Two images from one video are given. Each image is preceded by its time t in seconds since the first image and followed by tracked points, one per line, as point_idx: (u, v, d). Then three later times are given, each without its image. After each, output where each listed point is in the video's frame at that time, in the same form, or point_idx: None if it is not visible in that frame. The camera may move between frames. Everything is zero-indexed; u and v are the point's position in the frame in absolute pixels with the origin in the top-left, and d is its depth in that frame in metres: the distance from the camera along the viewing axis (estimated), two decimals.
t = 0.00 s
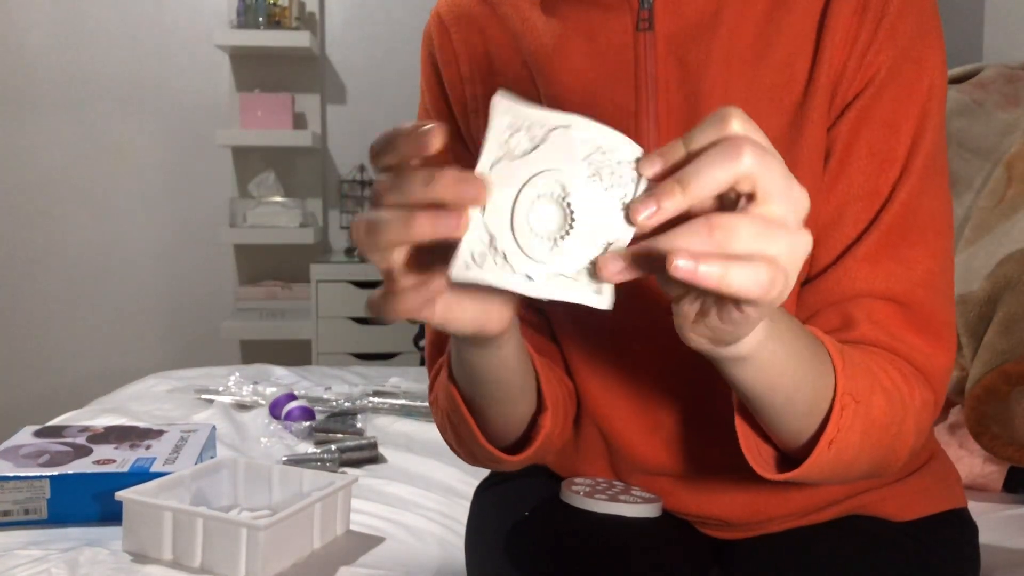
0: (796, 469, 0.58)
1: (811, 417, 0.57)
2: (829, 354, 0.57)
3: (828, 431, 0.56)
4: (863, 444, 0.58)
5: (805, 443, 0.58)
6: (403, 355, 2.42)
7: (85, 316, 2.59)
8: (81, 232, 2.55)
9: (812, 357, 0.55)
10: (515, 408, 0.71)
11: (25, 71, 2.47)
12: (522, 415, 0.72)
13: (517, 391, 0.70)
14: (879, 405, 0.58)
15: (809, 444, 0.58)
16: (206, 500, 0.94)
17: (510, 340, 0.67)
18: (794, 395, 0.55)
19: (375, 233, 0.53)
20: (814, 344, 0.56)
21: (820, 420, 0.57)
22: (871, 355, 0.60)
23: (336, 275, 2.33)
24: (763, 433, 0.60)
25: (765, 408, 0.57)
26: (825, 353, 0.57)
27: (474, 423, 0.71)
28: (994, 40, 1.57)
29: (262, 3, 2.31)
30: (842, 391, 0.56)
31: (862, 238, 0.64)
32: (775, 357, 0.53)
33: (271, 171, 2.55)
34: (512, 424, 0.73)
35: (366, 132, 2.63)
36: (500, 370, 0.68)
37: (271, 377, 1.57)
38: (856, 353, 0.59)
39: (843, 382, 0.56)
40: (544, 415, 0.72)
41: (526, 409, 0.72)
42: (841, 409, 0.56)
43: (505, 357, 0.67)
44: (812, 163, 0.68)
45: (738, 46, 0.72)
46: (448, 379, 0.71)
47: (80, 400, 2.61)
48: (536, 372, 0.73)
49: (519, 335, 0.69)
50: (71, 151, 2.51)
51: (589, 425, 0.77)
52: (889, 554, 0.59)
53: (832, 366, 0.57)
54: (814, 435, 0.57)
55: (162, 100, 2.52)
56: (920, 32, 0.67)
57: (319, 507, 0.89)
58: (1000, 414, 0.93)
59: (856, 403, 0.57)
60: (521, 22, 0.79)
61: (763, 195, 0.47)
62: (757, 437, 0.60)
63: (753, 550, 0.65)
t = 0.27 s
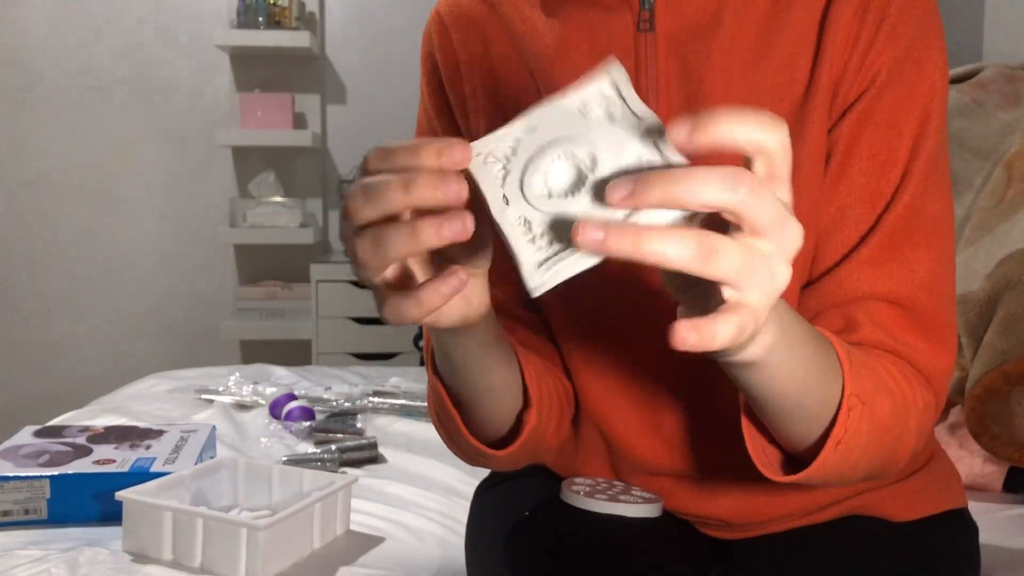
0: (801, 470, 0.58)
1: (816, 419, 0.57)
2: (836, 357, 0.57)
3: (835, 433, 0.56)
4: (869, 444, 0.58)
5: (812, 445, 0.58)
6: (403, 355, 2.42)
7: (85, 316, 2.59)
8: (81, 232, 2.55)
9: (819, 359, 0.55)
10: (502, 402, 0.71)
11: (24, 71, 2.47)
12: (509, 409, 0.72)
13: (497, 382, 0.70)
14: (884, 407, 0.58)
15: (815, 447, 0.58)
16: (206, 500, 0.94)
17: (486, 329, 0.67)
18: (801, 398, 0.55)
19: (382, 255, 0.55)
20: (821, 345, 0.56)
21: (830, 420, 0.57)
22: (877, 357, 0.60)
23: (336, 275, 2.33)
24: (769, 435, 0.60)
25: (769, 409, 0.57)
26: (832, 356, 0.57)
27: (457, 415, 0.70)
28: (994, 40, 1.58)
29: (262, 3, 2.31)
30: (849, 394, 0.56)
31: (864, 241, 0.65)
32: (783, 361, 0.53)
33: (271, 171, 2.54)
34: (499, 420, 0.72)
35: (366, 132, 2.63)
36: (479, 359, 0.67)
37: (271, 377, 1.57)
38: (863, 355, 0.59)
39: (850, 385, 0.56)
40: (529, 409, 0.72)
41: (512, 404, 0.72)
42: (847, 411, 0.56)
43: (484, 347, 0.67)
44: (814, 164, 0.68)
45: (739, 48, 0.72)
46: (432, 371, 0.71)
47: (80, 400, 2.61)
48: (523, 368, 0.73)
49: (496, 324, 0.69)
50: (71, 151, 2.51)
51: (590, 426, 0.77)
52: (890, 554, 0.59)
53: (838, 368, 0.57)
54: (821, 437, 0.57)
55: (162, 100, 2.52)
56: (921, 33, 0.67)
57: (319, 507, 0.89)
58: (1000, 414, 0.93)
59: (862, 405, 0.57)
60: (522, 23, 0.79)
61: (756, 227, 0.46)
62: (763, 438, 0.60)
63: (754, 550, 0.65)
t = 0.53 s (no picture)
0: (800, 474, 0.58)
1: (815, 422, 0.57)
2: (831, 359, 0.57)
3: (831, 435, 0.56)
4: (868, 445, 0.58)
5: (810, 447, 0.58)
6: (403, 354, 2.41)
7: (85, 316, 2.59)
8: (81, 231, 2.55)
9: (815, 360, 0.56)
10: (512, 405, 0.72)
11: (24, 71, 2.47)
12: (520, 411, 0.72)
13: (513, 385, 0.71)
14: (881, 410, 0.58)
15: (813, 450, 0.58)
16: (206, 500, 0.94)
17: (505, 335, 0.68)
18: (797, 401, 0.56)
19: (367, 267, 0.55)
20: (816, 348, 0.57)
21: (823, 427, 0.57)
22: (874, 359, 0.60)
23: (336, 275, 2.33)
24: (765, 437, 0.60)
25: (767, 413, 0.57)
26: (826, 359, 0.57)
27: (470, 417, 0.71)
28: (994, 40, 1.58)
29: (262, 3, 2.31)
30: (845, 397, 0.56)
31: (865, 242, 0.64)
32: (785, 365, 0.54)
33: (271, 171, 2.54)
34: (509, 422, 0.73)
35: (366, 132, 2.63)
36: (496, 362, 0.68)
37: (271, 377, 1.57)
38: (858, 358, 0.59)
39: (846, 389, 0.56)
40: (541, 411, 0.72)
41: (523, 407, 0.73)
42: (844, 414, 0.56)
43: (502, 353, 0.68)
44: (815, 165, 0.68)
45: (740, 48, 0.72)
46: (446, 376, 0.71)
47: (81, 400, 2.61)
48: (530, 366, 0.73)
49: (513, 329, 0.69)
50: (70, 152, 2.51)
51: (591, 428, 0.77)
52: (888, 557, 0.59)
53: (834, 369, 0.57)
54: (818, 440, 0.58)
55: (161, 100, 2.52)
56: (920, 35, 0.67)
57: (318, 507, 0.89)
58: (1000, 414, 0.93)
59: (858, 408, 0.57)
60: (523, 23, 0.79)
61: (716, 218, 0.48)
62: (761, 443, 0.60)
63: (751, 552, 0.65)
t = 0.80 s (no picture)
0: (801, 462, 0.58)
1: (817, 410, 0.57)
2: (834, 347, 0.57)
3: (832, 423, 0.56)
4: (867, 439, 0.58)
5: (810, 436, 0.58)
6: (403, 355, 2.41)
7: (85, 316, 2.59)
8: (81, 231, 2.55)
9: (819, 349, 0.55)
10: (505, 403, 0.72)
11: (24, 72, 2.47)
12: (511, 412, 0.72)
13: (506, 383, 0.71)
14: (881, 398, 0.58)
15: (813, 440, 0.58)
16: (206, 500, 0.94)
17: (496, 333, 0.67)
18: (797, 391, 0.56)
19: (379, 257, 0.56)
20: (821, 336, 0.56)
21: (826, 411, 0.57)
22: (874, 353, 0.60)
23: (336, 275, 2.33)
24: (766, 426, 0.60)
25: (770, 401, 0.57)
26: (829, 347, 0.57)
27: (465, 416, 0.71)
28: (994, 40, 1.57)
29: (262, 3, 2.31)
30: (847, 384, 0.56)
31: (863, 242, 0.64)
32: (788, 348, 0.54)
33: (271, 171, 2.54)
34: (507, 418, 0.73)
35: (366, 132, 2.63)
36: (486, 364, 0.68)
37: (271, 377, 1.57)
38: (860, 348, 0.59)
39: (848, 374, 0.56)
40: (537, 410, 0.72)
41: (517, 406, 0.72)
42: (844, 404, 0.56)
43: (492, 350, 0.68)
44: (814, 165, 0.68)
45: (740, 48, 0.72)
46: (440, 377, 0.72)
47: (80, 400, 2.61)
48: (525, 362, 0.74)
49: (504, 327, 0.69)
50: (70, 152, 2.51)
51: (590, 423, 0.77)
52: (887, 556, 0.59)
53: (837, 358, 0.57)
54: (819, 429, 0.57)
55: (161, 100, 2.52)
56: (920, 35, 0.67)
57: (318, 507, 0.89)
58: (1000, 414, 0.93)
59: (860, 397, 0.57)
60: (523, 22, 0.79)
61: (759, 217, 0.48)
62: (762, 432, 0.60)
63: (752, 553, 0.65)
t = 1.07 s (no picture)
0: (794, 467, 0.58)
1: (809, 416, 0.57)
2: (825, 354, 0.57)
3: (823, 430, 0.56)
4: (860, 443, 0.58)
5: (803, 442, 0.58)
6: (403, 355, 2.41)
7: (86, 316, 2.59)
8: (81, 231, 2.55)
9: (811, 356, 0.56)
10: (520, 406, 0.72)
11: (24, 72, 2.47)
12: (528, 412, 0.72)
13: (523, 390, 0.71)
14: (876, 402, 0.58)
15: (806, 445, 0.58)
16: (206, 500, 0.94)
17: (520, 339, 0.67)
18: (791, 397, 0.56)
19: (401, 258, 0.55)
20: (812, 343, 0.57)
21: (820, 416, 0.57)
22: (869, 357, 0.60)
23: (336, 275, 2.33)
24: (760, 432, 0.60)
25: (767, 407, 0.57)
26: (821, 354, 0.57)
27: (479, 417, 0.70)
28: (994, 40, 1.57)
29: (262, 3, 2.31)
30: (839, 391, 0.56)
31: (862, 243, 0.65)
32: (784, 361, 0.54)
33: (271, 171, 2.54)
34: (519, 421, 0.73)
35: (366, 132, 2.63)
36: (507, 372, 0.68)
37: (271, 376, 1.57)
38: (850, 352, 0.59)
39: (840, 381, 0.56)
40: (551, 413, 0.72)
41: (531, 410, 0.73)
42: (836, 411, 0.56)
43: (514, 356, 0.67)
44: (814, 166, 0.69)
45: (741, 48, 0.72)
46: (455, 374, 0.71)
47: (80, 400, 2.62)
48: (541, 366, 0.74)
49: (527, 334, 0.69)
50: (70, 151, 2.51)
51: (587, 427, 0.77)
52: (883, 558, 0.59)
53: (829, 366, 0.57)
54: (811, 436, 0.58)
55: (161, 100, 2.52)
56: (921, 36, 0.67)
57: (318, 507, 0.89)
58: (1001, 414, 0.93)
59: (852, 403, 0.57)
60: (523, 22, 0.79)
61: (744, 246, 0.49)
62: (755, 437, 0.60)
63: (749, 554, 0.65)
